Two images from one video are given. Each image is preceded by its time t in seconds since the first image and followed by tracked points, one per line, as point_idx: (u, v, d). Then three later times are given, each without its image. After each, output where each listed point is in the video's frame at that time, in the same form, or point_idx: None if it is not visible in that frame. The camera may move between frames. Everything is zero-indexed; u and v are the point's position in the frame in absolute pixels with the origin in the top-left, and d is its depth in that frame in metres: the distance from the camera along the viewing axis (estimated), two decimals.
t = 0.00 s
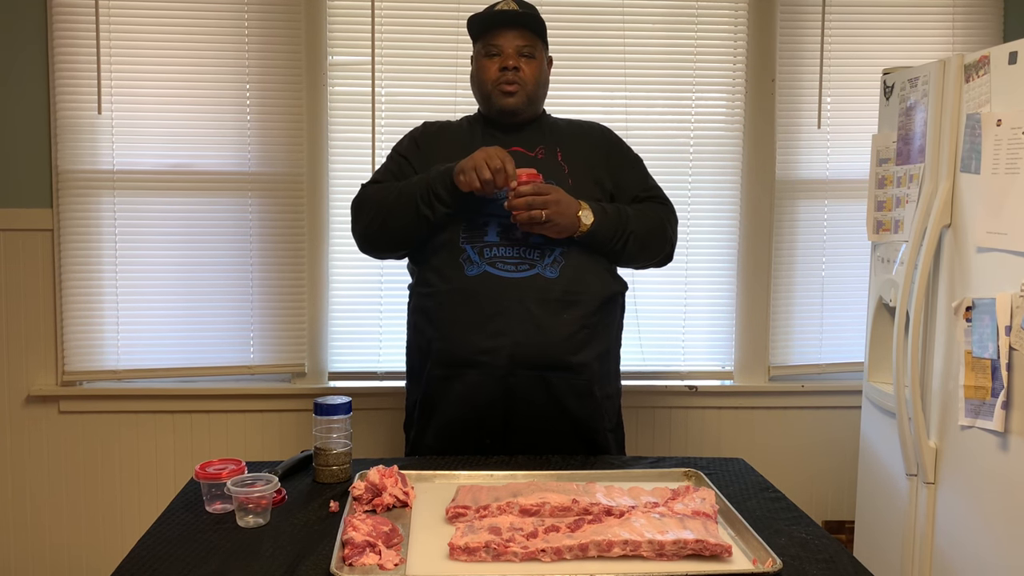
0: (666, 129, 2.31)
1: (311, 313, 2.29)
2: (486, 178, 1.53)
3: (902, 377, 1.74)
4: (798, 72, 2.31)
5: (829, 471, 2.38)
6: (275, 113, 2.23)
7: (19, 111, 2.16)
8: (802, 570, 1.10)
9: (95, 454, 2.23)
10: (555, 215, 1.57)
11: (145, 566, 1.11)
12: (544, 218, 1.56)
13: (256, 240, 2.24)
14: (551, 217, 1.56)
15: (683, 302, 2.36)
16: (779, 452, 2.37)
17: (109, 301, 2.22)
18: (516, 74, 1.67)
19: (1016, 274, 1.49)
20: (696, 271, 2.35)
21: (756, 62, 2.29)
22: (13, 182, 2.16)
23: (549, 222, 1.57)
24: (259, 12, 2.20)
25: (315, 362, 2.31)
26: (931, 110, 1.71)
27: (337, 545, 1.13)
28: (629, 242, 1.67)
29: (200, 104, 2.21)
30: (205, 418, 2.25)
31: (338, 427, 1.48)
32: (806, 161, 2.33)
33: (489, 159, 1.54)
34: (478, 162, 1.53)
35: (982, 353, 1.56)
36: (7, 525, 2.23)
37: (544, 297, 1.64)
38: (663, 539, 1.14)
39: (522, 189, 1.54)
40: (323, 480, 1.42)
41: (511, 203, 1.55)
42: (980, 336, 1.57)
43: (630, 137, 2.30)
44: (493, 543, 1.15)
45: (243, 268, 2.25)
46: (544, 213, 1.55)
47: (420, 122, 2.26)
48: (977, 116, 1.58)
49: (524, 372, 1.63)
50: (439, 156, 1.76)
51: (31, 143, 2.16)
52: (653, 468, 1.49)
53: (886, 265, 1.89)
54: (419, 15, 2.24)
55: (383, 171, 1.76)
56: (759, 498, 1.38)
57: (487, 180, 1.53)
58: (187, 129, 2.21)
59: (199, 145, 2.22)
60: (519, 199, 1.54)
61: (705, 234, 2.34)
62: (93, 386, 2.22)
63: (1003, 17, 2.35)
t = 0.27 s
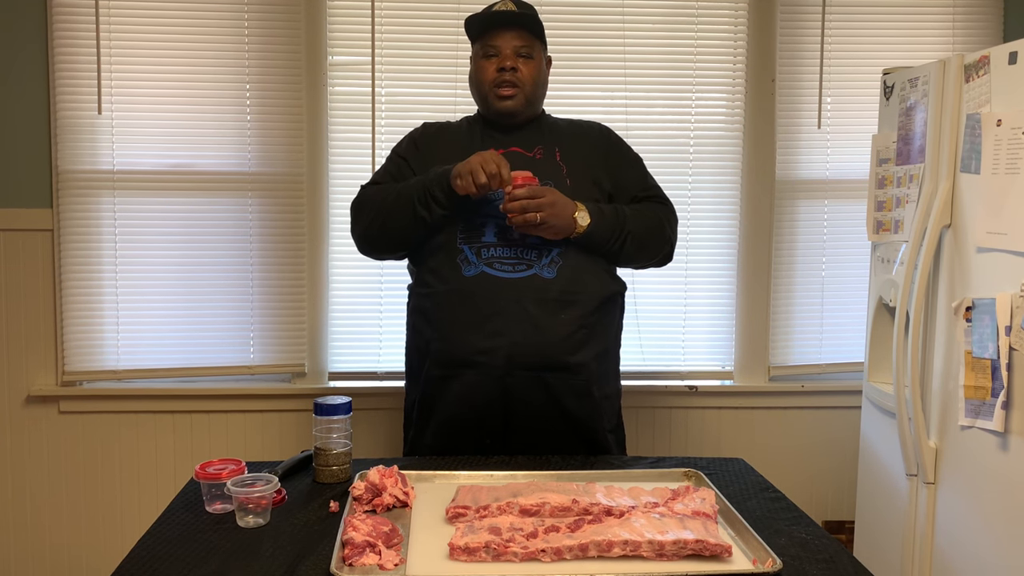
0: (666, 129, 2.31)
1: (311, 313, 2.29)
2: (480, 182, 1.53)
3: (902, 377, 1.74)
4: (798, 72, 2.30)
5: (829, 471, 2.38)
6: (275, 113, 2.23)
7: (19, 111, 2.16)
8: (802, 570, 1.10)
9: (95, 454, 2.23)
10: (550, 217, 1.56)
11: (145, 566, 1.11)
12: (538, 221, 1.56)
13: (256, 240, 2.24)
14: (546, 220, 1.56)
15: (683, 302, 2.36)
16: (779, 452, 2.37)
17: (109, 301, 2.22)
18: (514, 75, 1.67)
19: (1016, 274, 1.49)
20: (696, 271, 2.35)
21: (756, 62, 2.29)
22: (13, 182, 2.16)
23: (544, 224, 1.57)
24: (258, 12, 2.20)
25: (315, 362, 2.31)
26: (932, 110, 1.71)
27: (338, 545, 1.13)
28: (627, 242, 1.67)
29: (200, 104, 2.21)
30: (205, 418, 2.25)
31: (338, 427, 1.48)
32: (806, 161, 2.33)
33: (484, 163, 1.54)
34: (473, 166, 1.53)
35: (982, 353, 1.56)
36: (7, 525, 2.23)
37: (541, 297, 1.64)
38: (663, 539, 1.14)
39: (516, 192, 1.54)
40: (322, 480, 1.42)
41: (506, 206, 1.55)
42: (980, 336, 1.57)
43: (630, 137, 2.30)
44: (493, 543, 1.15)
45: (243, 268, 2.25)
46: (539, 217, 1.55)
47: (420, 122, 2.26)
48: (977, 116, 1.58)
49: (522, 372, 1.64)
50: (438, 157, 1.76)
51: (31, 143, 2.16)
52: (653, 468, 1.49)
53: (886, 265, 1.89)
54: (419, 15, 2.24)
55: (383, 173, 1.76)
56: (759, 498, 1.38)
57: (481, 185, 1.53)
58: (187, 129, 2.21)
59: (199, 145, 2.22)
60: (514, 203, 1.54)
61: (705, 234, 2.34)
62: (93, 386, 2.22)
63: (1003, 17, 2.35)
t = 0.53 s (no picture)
0: (666, 129, 2.31)
1: (311, 313, 2.29)
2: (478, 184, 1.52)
3: (903, 377, 1.74)
4: (798, 72, 2.31)
5: (829, 472, 2.38)
6: (275, 113, 2.23)
7: (19, 111, 2.16)
8: (802, 570, 1.10)
9: (95, 454, 2.23)
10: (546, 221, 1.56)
11: (145, 566, 1.11)
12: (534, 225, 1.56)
13: (256, 240, 2.24)
14: (544, 223, 1.56)
15: (683, 302, 2.36)
16: (779, 452, 2.37)
17: (109, 301, 2.22)
18: (513, 75, 1.67)
19: (1016, 274, 1.49)
20: (696, 271, 2.35)
21: (756, 62, 2.29)
22: (13, 182, 2.16)
23: (540, 228, 1.57)
24: (258, 12, 2.20)
25: (315, 362, 2.31)
26: (932, 110, 1.71)
27: (337, 545, 1.13)
28: (626, 243, 1.67)
29: (200, 104, 2.21)
30: (205, 418, 2.25)
31: (338, 427, 1.48)
32: (806, 161, 2.33)
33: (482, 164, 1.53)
34: (472, 167, 1.53)
35: (982, 353, 1.56)
36: (7, 525, 2.23)
37: (540, 298, 1.64)
38: (663, 539, 1.14)
39: (514, 195, 1.53)
40: (322, 480, 1.42)
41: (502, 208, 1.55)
42: (980, 336, 1.57)
43: (630, 137, 2.30)
44: (493, 543, 1.15)
45: (243, 268, 2.25)
46: (535, 220, 1.55)
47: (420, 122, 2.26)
48: (977, 116, 1.58)
49: (521, 373, 1.63)
50: (438, 157, 1.76)
51: (31, 142, 2.16)
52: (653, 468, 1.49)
53: (886, 265, 1.89)
54: (419, 15, 2.24)
55: (383, 172, 1.76)
56: (759, 498, 1.38)
57: (478, 186, 1.52)
58: (187, 129, 2.21)
59: (199, 145, 2.22)
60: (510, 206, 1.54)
61: (705, 234, 2.34)
62: (93, 386, 2.22)
63: (1003, 17, 2.35)
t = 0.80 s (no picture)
0: (667, 129, 2.31)
1: (311, 313, 2.29)
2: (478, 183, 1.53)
3: (903, 377, 1.74)
4: (798, 72, 2.30)
5: (829, 472, 2.38)
6: (275, 113, 2.23)
7: (19, 111, 2.16)
8: (802, 570, 1.10)
9: (95, 454, 2.23)
10: (547, 220, 1.56)
11: (145, 566, 1.11)
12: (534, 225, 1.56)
13: (256, 240, 2.24)
14: (544, 222, 1.56)
15: (683, 302, 2.36)
16: (779, 452, 2.37)
17: (109, 301, 2.22)
18: (512, 75, 1.67)
19: (1016, 274, 1.49)
20: (696, 271, 2.35)
21: (756, 62, 2.29)
22: (13, 182, 2.16)
23: (541, 227, 1.57)
24: (258, 12, 2.20)
25: (315, 362, 2.31)
26: (932, 110, 1.71)
27: (337, 545, 1.13)
28: (626, 242, 1.67)
29: (200, 104, 2.21)
30: (205, 418, 2.25)
31: (338, 427, 1.48)
32: (806, 161, 2.33)
33: (483, 163, 1.54)
34: (472, 167, 1.53)
35: (982, 353, 1.56)
36: (7, 526, 2.23)
37: (540, 297, 1.64)
38: (663, 539, 1.14)
39: (515, 194, 1.54)
40: (322, 480, 1.42)
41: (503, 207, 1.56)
42: (980, 336, 1.57)
43: (630, 137, 2.30)
44: (493, 543, 1.15)
45: (243, 268, 2.25)
46: (535, 220, 1.55)
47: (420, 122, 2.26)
48: (977, 116, 1.58)
49: (521, 372, 1.63)
50: (437, 156, 1.76)
51: (31, 142, 2.16)
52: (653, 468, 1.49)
53: (886, 264, 1.89)
54: (419, 15, 2.24)
55: (382, 172, 1.76)
56: (759, 498, 1.38)
57: (479, 185, 1.53)
58: (187, 129, 2.21)
59: (199, 145, 2.22)
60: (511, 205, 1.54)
61: (705, 234, 2.34)
62: (93, 386, 2.22)
63: (1003, 17, 2.35)
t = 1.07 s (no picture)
0: (667, 129, 2.31)
1: (311, 313, 2.29)
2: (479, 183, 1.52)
3: (902, 377, 1.75)
4: (798, 72, 2.30)
5: (829, 472, 2.38)
6: (275, 113, 2.23)
7: (19, 111, 2.16)
8: (802, 570, 1.10)
9: (95, 454, 2.23)
10: (547, 220, 1.56)
11: (145, 566, 1.11)
12: (534, 225, 1.56)
13: (256, 240, 2.24)
14: (543, 223, 1.56)
15: (682, 302, 2.36)
16: (779, 451, 2.37)
17: (110, 301, 2.22)
18: (511, 74, 1.67)
19: (1016, 274, 1.49)
20: (696, 271, 2.35)
21: (756, 62, 2.29)
22: (13, 183, 2.16)
23: (541, 227, 1.56)
24: (258, 12, 2.20)
25: (315, 362, 2.31)
26: (932, 110, 1.71)
27: (337, 545, 1.13)
28: (626, 242, 1.67)
29: (200, 104, 2.21)
30: (205, 418, 2.25)
31: (338, 427, 1.48)
32: (806, 161, 2.33)
33: (483, 163, 1.53)
34: (472, 167, 1.53)
35: (982, 353, 1.56)
36: (7, 526, 2.23)
37: (540, 297, 1.64)
38: (663, 539, 1.14)
39: (515, 195, 1.54)
40: (322, 480, 1.42)
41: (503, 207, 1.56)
42: (980, 336, 1.57)
43: (630, 137, 2.30)
44: (493, 543, 1.15)
45: (243, 268, 2.25)
46: (535, 220, 1.55)
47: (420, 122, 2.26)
48: (977, 116, 1.58)
49: (521, 372, 1.63)
50: (437, 155, 1.76)
51: (31, 142, 2.16)
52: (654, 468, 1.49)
53: (886, 265, 1.89)
54: (419, 15, 2.24)
55: (382, 171, 1.76)
56: (759, 498, 1.38)
57: (479, 185, 1.52)
58: (187, 129, 2.21)
59: (199, 145, 2.22)
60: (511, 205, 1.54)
61: (705, 234, 2.34)
62: (93, 386, 2.22)
63: (1003, 17, 2.35)
